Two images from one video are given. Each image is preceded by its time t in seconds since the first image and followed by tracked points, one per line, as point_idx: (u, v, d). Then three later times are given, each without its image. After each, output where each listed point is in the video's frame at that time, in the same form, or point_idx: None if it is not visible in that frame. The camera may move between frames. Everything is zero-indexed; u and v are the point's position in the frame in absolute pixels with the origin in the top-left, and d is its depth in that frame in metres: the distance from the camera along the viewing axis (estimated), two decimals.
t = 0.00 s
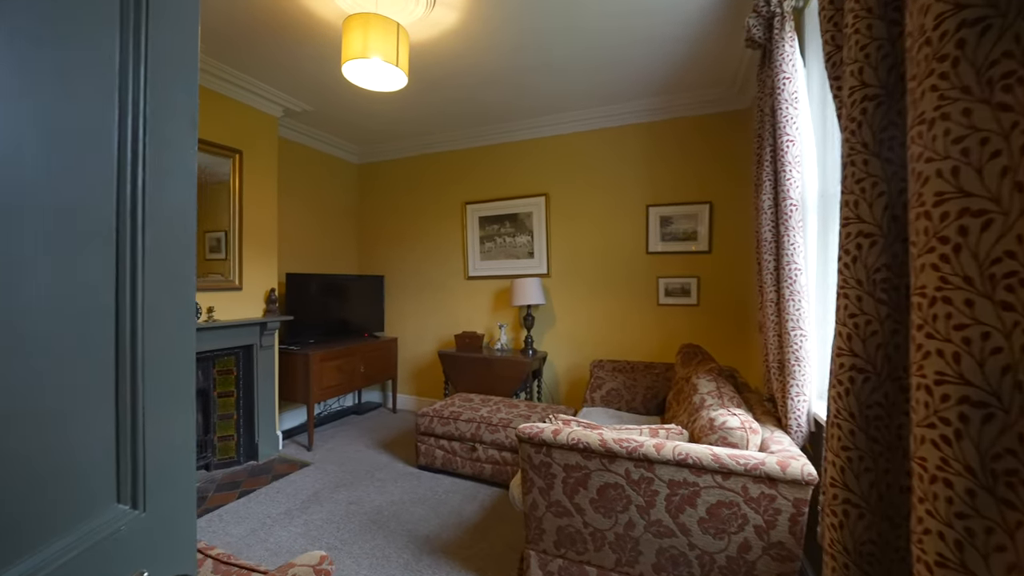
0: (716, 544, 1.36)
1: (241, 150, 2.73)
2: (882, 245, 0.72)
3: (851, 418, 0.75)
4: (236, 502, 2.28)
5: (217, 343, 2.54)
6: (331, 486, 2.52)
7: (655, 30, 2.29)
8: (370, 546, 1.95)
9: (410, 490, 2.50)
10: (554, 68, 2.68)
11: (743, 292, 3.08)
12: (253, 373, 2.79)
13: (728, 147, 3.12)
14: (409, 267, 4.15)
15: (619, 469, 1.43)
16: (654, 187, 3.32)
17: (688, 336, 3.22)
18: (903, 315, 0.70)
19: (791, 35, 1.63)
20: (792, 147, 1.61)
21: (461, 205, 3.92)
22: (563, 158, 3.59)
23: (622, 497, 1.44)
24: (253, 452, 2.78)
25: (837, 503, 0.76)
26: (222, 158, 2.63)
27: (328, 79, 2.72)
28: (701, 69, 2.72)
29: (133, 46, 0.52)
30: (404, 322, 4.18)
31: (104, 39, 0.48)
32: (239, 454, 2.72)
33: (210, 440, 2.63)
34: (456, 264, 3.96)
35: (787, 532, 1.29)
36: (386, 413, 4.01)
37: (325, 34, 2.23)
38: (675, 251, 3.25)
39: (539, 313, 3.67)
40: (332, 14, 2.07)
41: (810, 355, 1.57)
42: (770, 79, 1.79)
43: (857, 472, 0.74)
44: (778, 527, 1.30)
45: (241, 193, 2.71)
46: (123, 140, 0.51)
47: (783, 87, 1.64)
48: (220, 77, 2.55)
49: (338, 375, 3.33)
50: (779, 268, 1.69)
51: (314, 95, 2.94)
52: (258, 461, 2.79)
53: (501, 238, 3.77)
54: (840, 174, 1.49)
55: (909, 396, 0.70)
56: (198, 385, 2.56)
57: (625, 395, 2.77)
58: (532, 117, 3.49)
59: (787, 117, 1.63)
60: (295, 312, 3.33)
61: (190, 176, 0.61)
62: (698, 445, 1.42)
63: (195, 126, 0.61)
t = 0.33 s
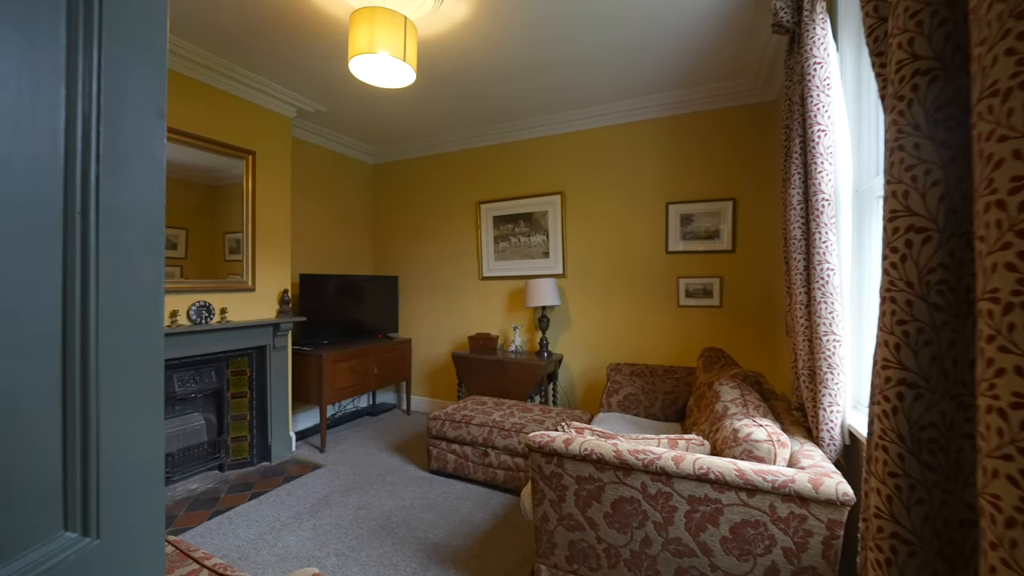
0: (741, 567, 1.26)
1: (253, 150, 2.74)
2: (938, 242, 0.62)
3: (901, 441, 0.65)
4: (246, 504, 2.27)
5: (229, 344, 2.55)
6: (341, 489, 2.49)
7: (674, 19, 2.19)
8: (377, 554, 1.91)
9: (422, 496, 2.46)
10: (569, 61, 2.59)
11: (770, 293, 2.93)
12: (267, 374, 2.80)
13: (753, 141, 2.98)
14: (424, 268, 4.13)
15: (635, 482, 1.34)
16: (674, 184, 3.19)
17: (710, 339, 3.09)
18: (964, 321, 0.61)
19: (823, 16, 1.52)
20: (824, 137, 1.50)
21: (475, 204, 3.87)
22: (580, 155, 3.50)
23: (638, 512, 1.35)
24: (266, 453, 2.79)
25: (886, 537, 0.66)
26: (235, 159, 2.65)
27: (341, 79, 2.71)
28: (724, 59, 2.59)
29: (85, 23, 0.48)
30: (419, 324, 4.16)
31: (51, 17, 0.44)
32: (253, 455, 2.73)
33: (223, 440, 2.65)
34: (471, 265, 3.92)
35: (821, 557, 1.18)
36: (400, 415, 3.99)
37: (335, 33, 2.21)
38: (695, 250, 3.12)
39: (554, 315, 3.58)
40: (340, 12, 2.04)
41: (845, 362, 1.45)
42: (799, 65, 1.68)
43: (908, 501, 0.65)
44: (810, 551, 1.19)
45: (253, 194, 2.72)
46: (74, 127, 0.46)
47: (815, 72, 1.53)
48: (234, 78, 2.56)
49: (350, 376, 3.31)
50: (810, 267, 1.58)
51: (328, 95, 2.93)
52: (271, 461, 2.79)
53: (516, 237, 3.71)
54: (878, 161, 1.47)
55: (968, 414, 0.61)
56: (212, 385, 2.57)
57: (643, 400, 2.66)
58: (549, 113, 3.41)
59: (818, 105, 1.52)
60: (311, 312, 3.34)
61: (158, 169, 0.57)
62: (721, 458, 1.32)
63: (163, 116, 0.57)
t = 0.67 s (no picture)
0: None
1: (265, 150, 2.74)
2: (1010, 239, 0.52)
3: (961, 472, 0.55)
4: (254, 506, 2.27)
5: (239, 344, 2.58)
6: (350, 492, 2.47)
7: (694, 5, 2.08)
8: (383, 561, 1.87)
9: (432, 501, 2.41)
10: (584, 53, 2.50)
11: (796, 295, 2.78)
12: (277, 374, 2.81)
13: (779, 134, 2.83)
14: (437, 267, 4.09)
15: (651, 497, 1.26)
16: (695, 180, 3.06)
17: (732, 342, 2.95)
18: None
19: None
20: (859, 125, 1.38)
21: (489, 203, 3.82)
22: (596, 151, 3.39)
23: (655, 530, 1.26)
24: (277, 453, 2.79)
25: None
26: (247, 158, 2.66)
27: (352, 77, 2.69)
28: (748, 47, 2.47)
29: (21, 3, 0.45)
30: (432, 324, 4.12)
31: None
32: (265, 456, 2.73)
33: (235, 440, 2.66)
34: (484, 264, 3.86)
35: None
36: (413, 416, 3.97)
37: (345, 30, 2.18)
38: (718, 248, 2.99)
39: (569, 316, 3.49)
40: (349, 8, 2.01)
41: (883, 370, 1.34)
42: (831, 48, 1.56)
43: (969, 542, 0.55)
44: None
45: (266, 195, 2.72)
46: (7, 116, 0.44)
47: (849, 56, 1.41)
48: (247, 78, 2.58)
49: (362, 377, 3.30)
50: (843, 267, 1.47)
51: (340, 93, 2.91)
52: (282, 462, 2.80)
53: (530, 236, 3.63)
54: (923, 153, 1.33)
55: None
56: (222, 385, 2.59)
57: (662, 405, 2.55)
58: (564, 108, 3.32)
59: (853, 91, 1.40)
60: (325, 312, 3.34)
61: (119, 157, 0.51)
62: (745, 473, 1.22)
63: (123, 101, 0.52)
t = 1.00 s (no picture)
0: None
1: (279, 150, 2.76)
2: None
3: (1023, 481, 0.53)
4: (267, 506, 2.28)
5: (254, 343, 2.60)
6: (361, 495, 2.45)
7: None
8: (392, 567, 1.83)
9: (443, 505, 2.37)
10: (600, 45, 2.41)
11: (827, 295, 2.62)
12: (292, 373, 2.83)
13: (810, 124, 2.67)
14: (452, 267, 4.05)
15: (668, 513, 1.17)
16: (717, 175, 2.93)
17: (758, 345, 2.81)
18: None
19: None
20: (901, 110, 1.27)
21: (504, 201, 3.76)
22: (613, 147, 3.29)
23: (673, 548, 1.17)
24: (291, 453, 2.80)
25: None
26: (261, 159, 2.67)
27: (363, 74, 2.66)
28: (776, 33, 2.33)
29: None
30: (447, 324, 4.09)
31: None
32: (278, 455, 2.75)
33: (249, 439, 2.68)
34: (499, 264, 3.80)
35: None
36: (427, 417, 3.95)
37: (354, 25, 2.15)
38: (742, 246, 2.85)
39: (585, 316, 3.40)
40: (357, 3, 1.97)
41: (929, 379, 1.22)
42: (868, 29, 1.44)
43: None
44: None
45: (279, 195, 2.73)
46: None
47: (890, 34, 1.29)
48: (254, 75, 2.55)
49: (376, 377, 3.28)
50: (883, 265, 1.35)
51: (353, 92, 2.91)
52: (296, 462, 2.81)
53: (545, 235, 3.56)
54: (975, 138, 1.21)
55: None
56: (238, 384, 2.61)
57: (682, 411, 2.44)
58: (581, 103, 3.21)
59: (893, 73, 1.28)
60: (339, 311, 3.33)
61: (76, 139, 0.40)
62: (772, 489, 1.13)
63: (78, 61, 0.40)
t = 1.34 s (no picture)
0: None
1: (295, 150, 2.77)
2: None
3: None
4: (281, 505, 2.28)
5: (271, 342, 2.62)
6: (375, 496, 2.43)
7: None
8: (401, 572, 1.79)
9: (456, 509, 2.32)
10: (617, 36, 2.33)
11: (864, 296, 2.45)
12: (309, 373, 2.84)
13: (845, 114, 2.51)
14: (469, 267, 4.02)
15: (688, 531, 1.08)
16: (743, 169, 2.79)
17: (788, 349, 2.66)
18: None
19: None
20: (952, 91, 1.15)
21: (521, 200, 3.70)
22: (633, 142, 3.18)
23: (693, 568, 1.08)
24: (307, 452, 2.81)
25: None
26: (278, 159, 2.69)
27: (377, 73, 2.65)
28: (807, 18, 2.19)
29: None
30: (463, 325, 4.06)
31: None
32: (295, 454, 2.76)
33: (266, 438, 2.70)
34: (516, 264, 3.74)
35: None
36: (444, 417, 3.92)
37: (366, 23, 2.13)
38: (770, 244, 2.70)
39: (604, 317, 3.31)
40: None
41: (985, 389, 1.10)
42: (912, 4, 1.32)
43: None
44: None
45: (296, 195, 2.74)
46: None
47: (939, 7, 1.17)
48: (266, 74, 2.56)
49: (392, 378, 3.27)
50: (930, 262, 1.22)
51: (370, 92, 2.90)
52: (312, 461, 2.82)
53: (563, 234, 3.48)
54: None
55: None
56: (255, 382, 2.64)
57: (705, 417, 2.32)
58: (599, 98, 3.13)
59: (943, 50, 1.16)
60: (358, 311, 3.34)
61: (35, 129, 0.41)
62: (803, 508, 1.03)
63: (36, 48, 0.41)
